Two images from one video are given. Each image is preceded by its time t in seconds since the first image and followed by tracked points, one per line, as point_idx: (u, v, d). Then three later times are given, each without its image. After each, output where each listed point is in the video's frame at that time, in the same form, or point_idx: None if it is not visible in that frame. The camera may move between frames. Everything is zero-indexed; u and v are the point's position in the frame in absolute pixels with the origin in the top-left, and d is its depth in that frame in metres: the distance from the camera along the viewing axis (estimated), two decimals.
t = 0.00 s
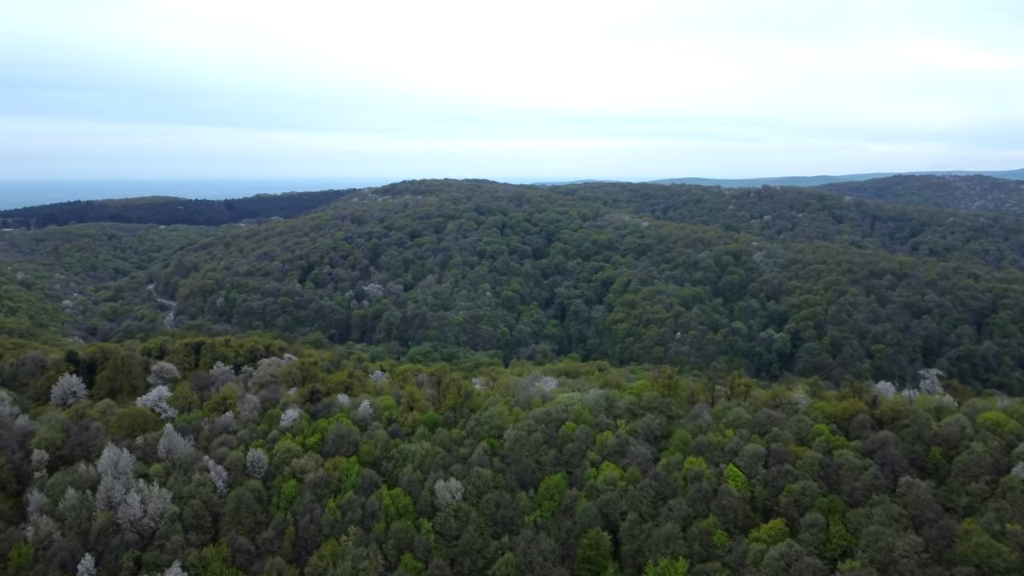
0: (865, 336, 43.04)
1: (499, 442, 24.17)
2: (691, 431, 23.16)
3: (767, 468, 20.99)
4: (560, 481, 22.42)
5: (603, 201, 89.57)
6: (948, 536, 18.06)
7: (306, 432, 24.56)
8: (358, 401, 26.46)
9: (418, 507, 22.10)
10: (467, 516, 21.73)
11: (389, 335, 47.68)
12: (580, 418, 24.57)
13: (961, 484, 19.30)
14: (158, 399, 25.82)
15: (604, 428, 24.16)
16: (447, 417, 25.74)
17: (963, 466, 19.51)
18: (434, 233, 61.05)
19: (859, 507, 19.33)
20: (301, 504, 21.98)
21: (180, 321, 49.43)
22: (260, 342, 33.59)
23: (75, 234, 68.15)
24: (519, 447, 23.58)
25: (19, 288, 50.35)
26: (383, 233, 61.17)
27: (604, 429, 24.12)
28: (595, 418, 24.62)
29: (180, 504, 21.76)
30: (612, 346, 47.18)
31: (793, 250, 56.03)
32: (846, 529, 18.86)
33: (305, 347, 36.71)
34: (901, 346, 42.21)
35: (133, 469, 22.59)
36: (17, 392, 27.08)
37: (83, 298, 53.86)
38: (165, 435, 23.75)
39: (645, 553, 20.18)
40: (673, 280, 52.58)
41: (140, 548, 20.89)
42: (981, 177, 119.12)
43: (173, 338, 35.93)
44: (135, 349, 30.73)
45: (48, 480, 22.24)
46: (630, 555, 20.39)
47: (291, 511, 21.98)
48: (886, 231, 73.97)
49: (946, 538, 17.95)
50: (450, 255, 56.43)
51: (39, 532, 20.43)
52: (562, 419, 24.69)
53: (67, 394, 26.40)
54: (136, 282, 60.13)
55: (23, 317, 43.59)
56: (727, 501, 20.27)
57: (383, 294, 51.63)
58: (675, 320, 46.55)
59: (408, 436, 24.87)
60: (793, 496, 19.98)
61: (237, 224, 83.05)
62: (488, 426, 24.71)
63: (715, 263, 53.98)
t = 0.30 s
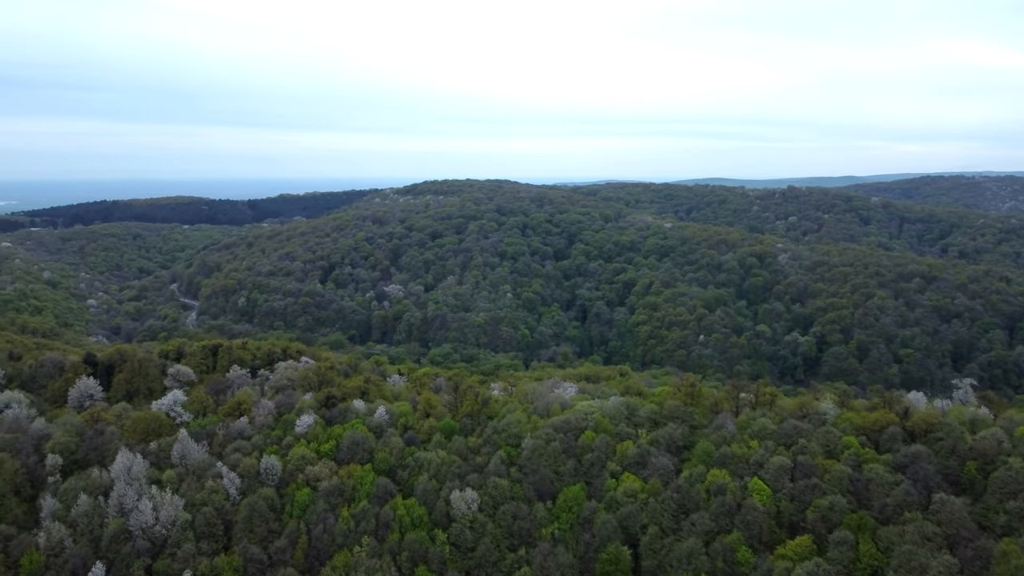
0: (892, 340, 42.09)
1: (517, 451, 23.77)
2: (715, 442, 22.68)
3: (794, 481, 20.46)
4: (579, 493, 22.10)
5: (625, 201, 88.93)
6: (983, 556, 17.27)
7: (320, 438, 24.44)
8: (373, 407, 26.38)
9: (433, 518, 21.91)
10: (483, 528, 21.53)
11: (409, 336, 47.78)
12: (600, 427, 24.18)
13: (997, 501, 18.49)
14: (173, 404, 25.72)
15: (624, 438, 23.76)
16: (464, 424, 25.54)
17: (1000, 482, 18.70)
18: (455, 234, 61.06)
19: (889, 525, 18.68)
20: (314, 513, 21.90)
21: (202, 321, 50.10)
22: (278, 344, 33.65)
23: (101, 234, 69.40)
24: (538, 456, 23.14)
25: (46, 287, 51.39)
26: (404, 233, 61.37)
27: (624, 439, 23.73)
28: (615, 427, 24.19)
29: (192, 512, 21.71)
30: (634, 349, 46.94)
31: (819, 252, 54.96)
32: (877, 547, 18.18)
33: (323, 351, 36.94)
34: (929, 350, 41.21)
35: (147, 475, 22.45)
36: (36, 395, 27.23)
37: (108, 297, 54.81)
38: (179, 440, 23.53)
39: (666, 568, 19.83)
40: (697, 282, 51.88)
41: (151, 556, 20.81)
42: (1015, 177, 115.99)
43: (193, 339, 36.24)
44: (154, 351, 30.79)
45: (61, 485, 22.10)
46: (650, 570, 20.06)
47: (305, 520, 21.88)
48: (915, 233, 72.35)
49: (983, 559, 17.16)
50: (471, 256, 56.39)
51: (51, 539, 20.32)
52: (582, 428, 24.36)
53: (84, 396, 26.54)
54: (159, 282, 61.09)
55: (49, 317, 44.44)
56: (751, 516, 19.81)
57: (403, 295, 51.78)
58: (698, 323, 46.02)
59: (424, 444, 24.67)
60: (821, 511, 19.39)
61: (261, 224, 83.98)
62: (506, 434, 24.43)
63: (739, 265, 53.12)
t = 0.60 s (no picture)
0: (922, 345, 41.10)
1: (535, 460, 23.26)
2: (740, 454, 21.90)
3: (822, 497, 19.78)
4: (600, 504, 21.51)
5: (648, 202, 88.18)
6: None
7: (336, 444, 24.22)
8: (389, 413, 25.90)
9: (448, 529, 21.59)
10: (499, 540, 21.17)
11: (431, 337, 47.86)
12: (621, 437, 23.48)
13: None
14: (189, 407, 25.69)
15: (646, 449, 22.98)
16: (481, 432, 24.96)
17: None
18: (477, 235, 61.03)
19: (921, 545, 17.99)
20: (328, 523, 21.75)
21: (225, 321, 50.75)
22: (296, 347, 33.71)
23: (127, 234, 70.68)
24: (556, 467, 22.59)
25: (73, 287, 52.46)
26: (426, 234, 61.59)
27: (646, 449, 22.93)
28: (637, 437, 23.47)
29: (204, 520, 21.59)
30: (657, 352, 46.57)
31: (846, 254, 53.82)
32: (909, 568, 17.50)
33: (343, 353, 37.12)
34: (961, 356, 40.14)
35: (160, 481, 22.44)
36: (55, 397, 27.40)
37: (132, 296, 55.79)
38: (194, 446, 23.55)
39: None
40: (721, 284, 51.13)
41: (163, 564, 20.71)
42: None
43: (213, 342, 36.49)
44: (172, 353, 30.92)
45: (75, 491, 22.12)
46: None
47: (318, 529, 21.75)
48: (945, 235, 70.60)
49: None
50: (493, 257, 56.33)
51: (64, 546, 20.28)
52: (603, 438, 23.57)
53: (101, 400, 26.68)
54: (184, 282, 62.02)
55: (75, 317, 45.37)
56: (778, 532, 19.08)
57: (425, 296, 51.87)
58: (722, 326, 45.47)
59: (440, 452, 24.20)
60: (851, 529, 18.65)
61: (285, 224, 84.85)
62: (524, 443, 23.89)
63: (764, 268, 52.23)
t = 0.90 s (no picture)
0: (953, 350, 40.09)
1: (553, 471, 22.85)
2: (765, 467, 21.24)
3: (851, 514, 19.17)
4: (619, 518, 21.05)
5: (672, 203, 87.37)
6: None
7: (351, 452, 23.73)
8: (406, 420, 25.46)
9: (465, 541, 21.17)
10: (517, 553, 20.78)
11: (452, 339, 47.90)
12: (642, 448, 22.88)
13: None
14: (203, 412, 25.29)
15: (668, 461, 22.46)
16: (499, 441, 24.40)
17: None
18: (499, 236, 60.93)
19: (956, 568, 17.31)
20: (341, 533, 21.16)
21: (247, 321, 51.38)
22: (315, 350, 33.76)
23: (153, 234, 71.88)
24: (575, 478, 22.18)
25: (97, 286, 53.48)
26: (448, 235, 61.73)
27: (668, 461, 22.42)
28: (659, 448, 22.89)
29: (217, 528, 21.29)
30: (680, 355, 46.09)
31: (874, 257, 52.64)
32: None
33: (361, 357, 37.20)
34: (993, 362, 39.02)
35: (173, 487, 22.04)
36: (74, 400, 27.49)
37: (156, 296, 56.67)
38: (207, 452, 23.15)
39: None
40: (746, 288, 50.35)
41: (175, 572, 20.47)
42: None
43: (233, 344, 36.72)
44: (190, 357, 30.82)
45: (88, 496, 22.05)
46: None
47: (331, 540, 21.17)
48: (977, 237, 68.76)
49: None
50: (515, 258, 56.19)
51: (76, 553, 20.18)
52: (623, 448, 23.08)
53: (119, 402, 26.73)
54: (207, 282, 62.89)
55: (100, 317, 46.28)
56: (804, 549, 18.44)
57: (446, 297, 51.91)
58: (747, 329, 44.85)
59: (457, 460, 23.79)
60: (882, 547, 18.01)
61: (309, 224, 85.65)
62: (542, 452, 23.40)
63: (790, 270, 51.24)
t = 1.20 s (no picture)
0: (982, 356, 39.07)
1: (571, 482, 22.01)
2: (792, 480, 20.25)
3: (882, 531, 18.15)
4: (639, 532, 20.06)
5: (694, 205, 86.52)
6: None
7: (365, 460, 23.22)
8: (421, 427, 25.09)
9: (479, 554, 20.33)
10: (531, 568, 19.85)
11: (471, 341, 47.89)
12: (663, 460, 22.00)
13: None
14: (217, 417, 24.94)
15: (691, 474, 21.47)
16: (516, 450, 23.72)
17: None
18: (519, 237, 60.81)
19: None
20: (354, 544, 20.64)
21: (268, 321, 52.04)
22: (332, 353, 33.70)
23: (177, 235, 72.96)
24: (593, 490, 21.39)
25: (120, 286, 54.40)
26: (468, 236, 61.78)
27: (690, 473, 21.37)
28: (679, 459, 21.90)
29: (227, 538, 20.82)
30: (702, 359, 45.64)
31: (901, 260, 51.44)
32: None
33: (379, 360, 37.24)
34: None
35: (185, 494, 21.65)
36: (90, 402, 27.80)
37: (178, 296, 57.41)
38: (220, 459, 22.74)
39: None
40: (769, 291, 49.55)
41: None
42: None
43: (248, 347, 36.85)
44: (206, 359, 31.01)
45: (100, 503, 21.68)
46: None
47: (343, 550, 20.63)
48: (1007, 240, 66.97)
49: None
50: (535, 260, 56.00)
51: (86, 560, 19.73)
52: (642, 459, 22.26)
53: (134, 406, 26.50)
54: (228, 282, 63.61)
55: (122, 317, 47.07)
56: (833, 568, 17.48)
57: (465, 299, 51.90)
58: (771, 333, 44.24)
59: (473, 470, 23.08)
60: (914, 568, 16.96)
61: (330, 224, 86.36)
62: (560, 463, 22.65)
63: (815, 273, 50.22)
